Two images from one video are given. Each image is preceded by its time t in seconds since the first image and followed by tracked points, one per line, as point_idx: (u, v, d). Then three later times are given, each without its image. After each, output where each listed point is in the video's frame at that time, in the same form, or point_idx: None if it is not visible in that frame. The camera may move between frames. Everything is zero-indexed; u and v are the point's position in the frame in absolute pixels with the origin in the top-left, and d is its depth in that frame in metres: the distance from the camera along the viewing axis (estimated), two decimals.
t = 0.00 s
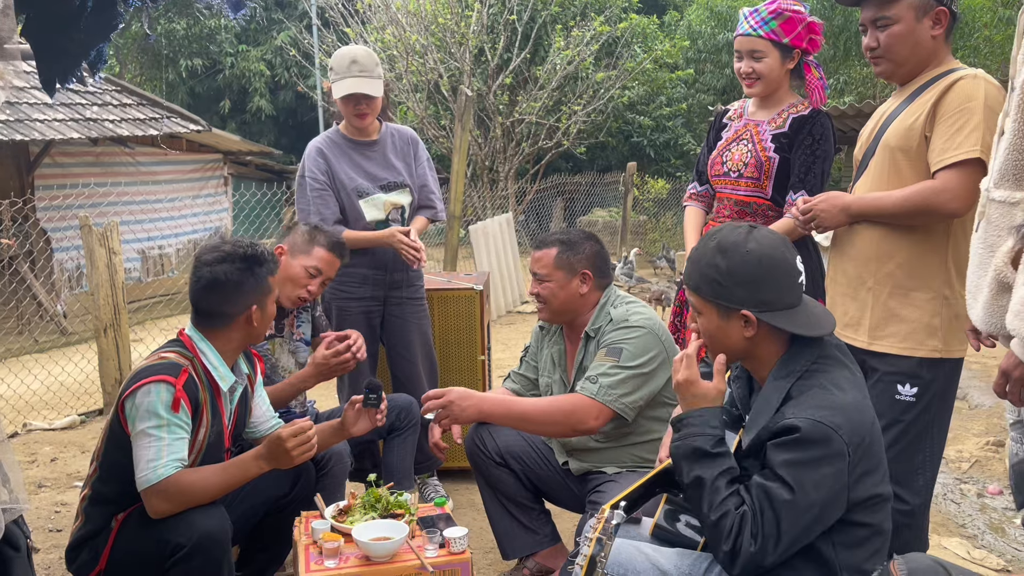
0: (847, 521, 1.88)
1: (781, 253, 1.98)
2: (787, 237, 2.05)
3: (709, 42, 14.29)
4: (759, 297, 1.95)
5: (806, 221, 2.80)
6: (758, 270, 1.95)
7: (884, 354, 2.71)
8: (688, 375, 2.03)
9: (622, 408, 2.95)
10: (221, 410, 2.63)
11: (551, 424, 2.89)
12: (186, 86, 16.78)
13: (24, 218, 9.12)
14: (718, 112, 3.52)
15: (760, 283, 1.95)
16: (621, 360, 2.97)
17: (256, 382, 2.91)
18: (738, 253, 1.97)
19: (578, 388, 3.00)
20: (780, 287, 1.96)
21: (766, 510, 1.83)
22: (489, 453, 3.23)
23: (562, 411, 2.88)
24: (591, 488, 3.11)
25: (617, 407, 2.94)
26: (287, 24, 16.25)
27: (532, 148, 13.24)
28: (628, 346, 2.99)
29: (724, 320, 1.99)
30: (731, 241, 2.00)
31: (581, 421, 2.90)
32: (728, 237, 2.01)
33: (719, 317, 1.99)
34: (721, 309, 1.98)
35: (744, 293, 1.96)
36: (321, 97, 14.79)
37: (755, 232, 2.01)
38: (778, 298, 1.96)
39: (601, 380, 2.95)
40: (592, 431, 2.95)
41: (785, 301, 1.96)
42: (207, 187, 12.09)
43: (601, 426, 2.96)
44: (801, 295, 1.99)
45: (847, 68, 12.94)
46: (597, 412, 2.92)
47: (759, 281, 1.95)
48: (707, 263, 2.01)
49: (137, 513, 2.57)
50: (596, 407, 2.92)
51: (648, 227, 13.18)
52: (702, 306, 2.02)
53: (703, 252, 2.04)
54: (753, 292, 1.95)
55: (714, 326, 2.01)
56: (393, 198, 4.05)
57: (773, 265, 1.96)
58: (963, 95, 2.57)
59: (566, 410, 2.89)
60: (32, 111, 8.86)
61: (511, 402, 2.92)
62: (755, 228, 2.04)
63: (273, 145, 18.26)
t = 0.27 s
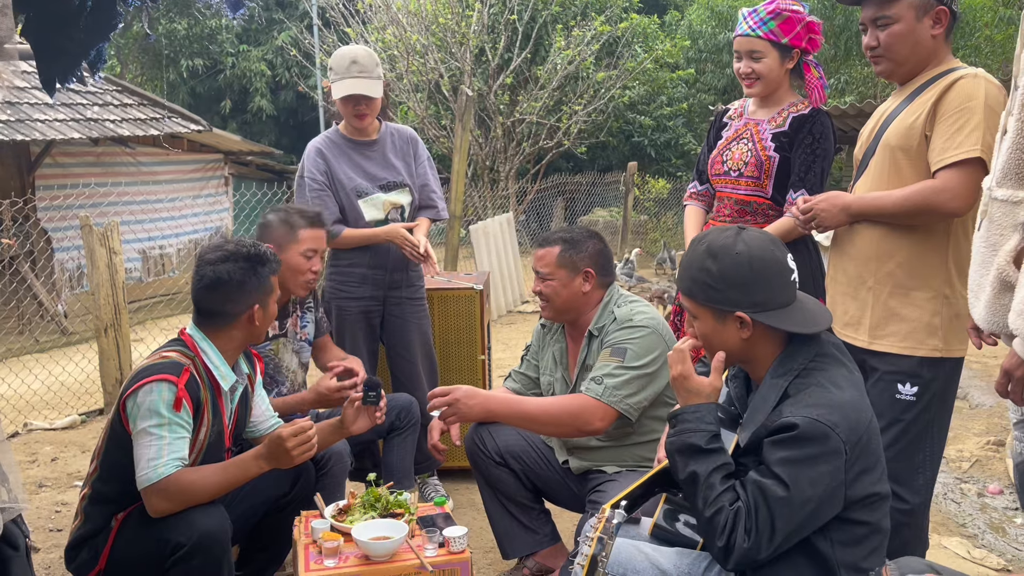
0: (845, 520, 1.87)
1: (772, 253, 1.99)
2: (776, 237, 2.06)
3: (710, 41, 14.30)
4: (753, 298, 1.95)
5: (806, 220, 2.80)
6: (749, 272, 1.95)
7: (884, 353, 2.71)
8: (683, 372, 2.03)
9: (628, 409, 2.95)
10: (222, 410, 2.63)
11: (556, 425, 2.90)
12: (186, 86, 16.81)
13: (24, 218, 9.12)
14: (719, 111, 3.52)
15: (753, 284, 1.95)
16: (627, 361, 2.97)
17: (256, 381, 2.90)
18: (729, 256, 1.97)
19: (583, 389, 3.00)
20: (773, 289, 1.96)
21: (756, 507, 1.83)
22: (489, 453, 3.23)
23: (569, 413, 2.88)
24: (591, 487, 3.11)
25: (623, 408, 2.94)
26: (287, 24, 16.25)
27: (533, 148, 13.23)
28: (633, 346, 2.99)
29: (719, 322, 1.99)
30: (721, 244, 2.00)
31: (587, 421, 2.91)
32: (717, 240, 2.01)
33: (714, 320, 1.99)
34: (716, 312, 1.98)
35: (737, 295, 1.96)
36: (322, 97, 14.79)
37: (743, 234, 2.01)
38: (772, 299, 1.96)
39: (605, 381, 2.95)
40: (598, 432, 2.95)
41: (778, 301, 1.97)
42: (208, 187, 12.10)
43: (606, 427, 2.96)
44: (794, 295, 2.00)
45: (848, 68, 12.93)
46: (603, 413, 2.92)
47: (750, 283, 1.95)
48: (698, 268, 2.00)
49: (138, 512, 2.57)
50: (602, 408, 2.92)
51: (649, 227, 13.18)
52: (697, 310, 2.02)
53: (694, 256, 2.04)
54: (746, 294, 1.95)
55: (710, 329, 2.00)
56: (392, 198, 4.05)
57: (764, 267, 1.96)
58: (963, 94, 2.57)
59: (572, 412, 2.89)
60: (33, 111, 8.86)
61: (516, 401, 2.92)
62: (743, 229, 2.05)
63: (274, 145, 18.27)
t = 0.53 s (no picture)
0: (845, 520, 1.87)
1: (768, 253, 1.98)
2: (771, 236, 2.06)
3: (710, 42, 14.29)
4: (749, 299, 1.95)
5: (807, 221, 2.79)
6: (744, 273, 1.95)
7: (885, 353, 2.70)
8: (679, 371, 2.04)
9: (634, 408, 2.96)
10: (221, 410, 2.63)
11: (562, 426, 2.90)
12: (187, 86, 16.82)
13: (25, 218, 9.12)
14: (717, 110, 3.51)
15: (748, 285, 1.95)
16: (633, 360, 2.97)
17: (256, 382, 2.90)
18: (723, 257, 1.97)
19: (589, 389, 3.00)
20: (768, 290, 1.95)
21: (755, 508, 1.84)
22: (489, 453, 3.22)
23: (573, 413, 2.89)
24: (592, 488, 3.10)
25: (628, 408, 2.94)
26: (288, 24, 16.25)
27: (533, 148, 13.23)
28: (639, 346, 2.99)
29: (715, 324, 1.99)
30: (715, 245, 2.00)
31: (592, 421, 2.91)
32: (711, 242, 2.01)
33: (710, 321, 1.99)
34: (712, 314, 1.98)
35: (732, 296, 1.96)
36: (322, 98, 14.78)
37: (738, 235, 2.01)
38: (767, 299, 1.95)
39: (612, 381, 2.95)
40: (603, 433, 2.95)
41: (774, 301, 1.96)
42: (208, 188, 12.10)
43: (611, 427, 2.96)
44: (791, 295, 2.00)
45: (848, 68, 12.93)
46: (608, 413, 2.92)
47: (745, 283, 1.95)
48: (693, 270, 2.01)
49: (137, 512, 2.57)
50: (608, 408, 2.92)
51: (650, 227, 13.17)
52: (692, 312, 2.02)
53: (689, 258, 2.04)
54: (741, 295, 1.95)
55: (706, 330, 2.00)
56: (393, 198, 4.05)
57: (759, 268, 1.96)
58: (964, 94, 2.57)
59: (577, 412, 2.89)
60: (33, 111, 8.87)
61: (525, 403, 2.91)
62: (738, 230, 2.05)
63: (275, 145, 18.28)
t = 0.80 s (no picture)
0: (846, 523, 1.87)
1: (756, 250, 1.99)
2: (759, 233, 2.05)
3: (710, 43, 14.27)
4: (744, 298, 1.95)
5: (808, 221, 2.79)
6: (735, 272, 1.95)
7: (885, 354, 2.70)
8: (698, 444, 1.81)
9: (640, 410, 2.96)
10: (221, 410, 2.63)
11: (568, 427, 2.90)
12: (188, 87, 16.83)
13: (26, 218, 9.13)
14: (711, 111, 3.51)
15: (741, 284, 1.94)
16: (638, 363, 2.97)
17: (256, 382, 2.90)
18: (713, 259, 1.97)
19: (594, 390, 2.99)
20: (762, 290, 1.95)
21: (803, 538, 1.78)
22: (489, 453, 3.23)
23: (578, 414, 2.89)
24: (593, 489, 3.10)
25: (633, 410, 2.94)
26: (289, 25, 16.26)
27: (534, 149, 13.22)
28: (644, 349, 2.99)
29: (716, 325, 1.98)
30: (705, 248, 1.99)
31: (597, 424, 2.91)
32: (700, 245, 2.01)
33: (710, 324, 1.99)
34: (711, 316, 1.97)
35: (726, 297, 1.95)
36: (323, 98, 14.77)
37: (724, 235, 2.01)
38: (762, 299, 1.96)
39: (617, 384, 2.94)
40: (608, 435, 2.95)
41: (769, 299, 1.96)
42: (209, 188, 12.12)
43: (616, 430, 2.96)
44: (787, 293, 1.99)
45: (849, 69, 12.93)
46: (614, 416, 2.92)
47: (738, 282, 1.95)
48: (685, 273, 2.01)
49: (137, 513, 2.56)
50: (613, 410, 2.92)
51: (650, 228, 13.16)
52: (692, 317, 2.01)
53: (681, 262, 2.04)
54: (737, 295, 1.95)
55: (707, 333, 2.00)
56: (394, 199, 4.05)
57: (751, 268, 1.96)
58: (966, 96, 2.56)
59: (582, 413, 2.89)
60: (34, 112, 8.88)
61: (531, 403, 2.90)
62: (724, 231, 2.05)
63: (275, 145, 18.28)
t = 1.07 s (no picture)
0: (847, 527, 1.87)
1: (750, 258, 1.99)
2: (752, 239, 2.05)
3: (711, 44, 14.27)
4: (736, 304, 1.96)
5: (809, 222, 2.78)
6: (729, 278, 1.96)
7: (886, 356, 2.70)
8: (665, 552, 1.83)
9: (641, 413, 2.95)
10: (216, 411, 2.63)
11: (569, 429, 2.90)
12: (189, 87, 16.84)
13: (26, 219, 9.13)
14: (707, 119, 3.49)
15: (733, 290, 1.96)
16: (640, 365, 2.97)
17: (253, 381, 2.88)
18: (705, 267, 1.99)
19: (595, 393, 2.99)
20: (754, 296, 1.96)
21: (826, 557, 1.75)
22: (490, 455, 3.23)
23: (579, 415, 2.89)
24: (594, 491, 3.09)
25: (635, 413, 2.94)
26: (290, 26, 16.28)
27: (534, 150, 13.23)
28: (645, 352, 3.00)
29: (707, 331, 2.00)
30: (698, 255, 2.01)
31: (599, 425, 2.91)
32: (694, 252, 2.03)
33: (702, 330, 2.00)
34: (702, 322, 1.99)
35: (718, 303, 1.96)
36: (323, 99, 14.78)
37: (717, 242, 2.02)
38: (754, 304, 1.96)
39: (619, 386, 2.94)
40: (609, 437, 2.95)
41: (764, 304, 1.97)
42: (210, 189, 12.14)
43: (618, 432, 2.96)
44: (782, 297, 1.99)
45: (850, 71, 12.93)
46: (615, 418, 2.92)
47: (731, 288, 1.96)
48: (679, 282, 2.03)
49: (136, 515, 2.56)
50: (614, 413, 2.92)
51: (651, 229, 13.16)
52: (685, 321, 2.03)
53: (675, 272, 2.06)
54: (728, 301, 1.96)
55: (699, 339, 2.01)
56: (395, 200, 4.05)
57: (744, 274, 1.97)
58: (967, 98, 2.56)
59: (582, 415, 2.89)
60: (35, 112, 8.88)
61: (533, 404, 2.90)
62: (720, 237, 2.06)
63: (276, 146, 18.29)
